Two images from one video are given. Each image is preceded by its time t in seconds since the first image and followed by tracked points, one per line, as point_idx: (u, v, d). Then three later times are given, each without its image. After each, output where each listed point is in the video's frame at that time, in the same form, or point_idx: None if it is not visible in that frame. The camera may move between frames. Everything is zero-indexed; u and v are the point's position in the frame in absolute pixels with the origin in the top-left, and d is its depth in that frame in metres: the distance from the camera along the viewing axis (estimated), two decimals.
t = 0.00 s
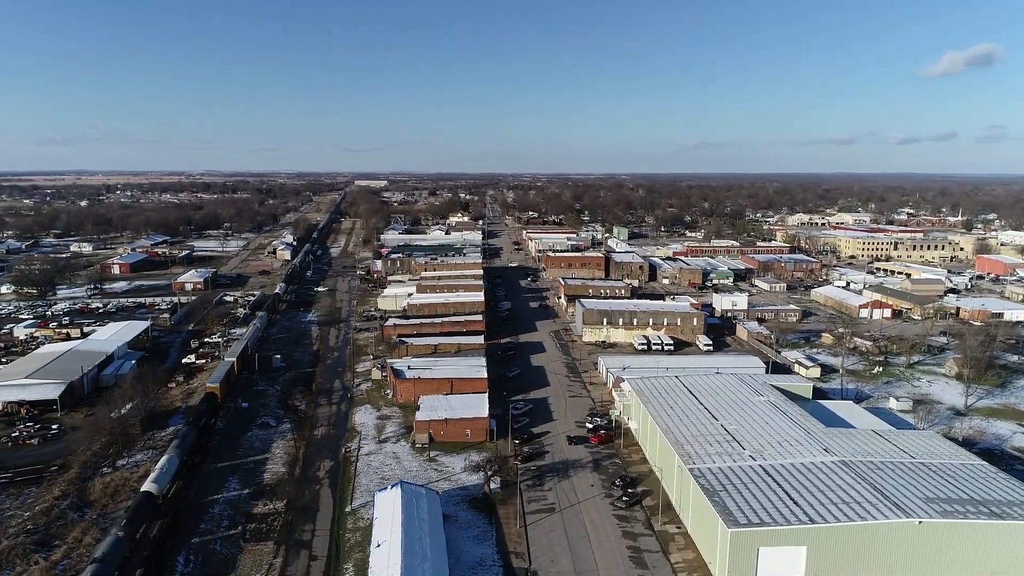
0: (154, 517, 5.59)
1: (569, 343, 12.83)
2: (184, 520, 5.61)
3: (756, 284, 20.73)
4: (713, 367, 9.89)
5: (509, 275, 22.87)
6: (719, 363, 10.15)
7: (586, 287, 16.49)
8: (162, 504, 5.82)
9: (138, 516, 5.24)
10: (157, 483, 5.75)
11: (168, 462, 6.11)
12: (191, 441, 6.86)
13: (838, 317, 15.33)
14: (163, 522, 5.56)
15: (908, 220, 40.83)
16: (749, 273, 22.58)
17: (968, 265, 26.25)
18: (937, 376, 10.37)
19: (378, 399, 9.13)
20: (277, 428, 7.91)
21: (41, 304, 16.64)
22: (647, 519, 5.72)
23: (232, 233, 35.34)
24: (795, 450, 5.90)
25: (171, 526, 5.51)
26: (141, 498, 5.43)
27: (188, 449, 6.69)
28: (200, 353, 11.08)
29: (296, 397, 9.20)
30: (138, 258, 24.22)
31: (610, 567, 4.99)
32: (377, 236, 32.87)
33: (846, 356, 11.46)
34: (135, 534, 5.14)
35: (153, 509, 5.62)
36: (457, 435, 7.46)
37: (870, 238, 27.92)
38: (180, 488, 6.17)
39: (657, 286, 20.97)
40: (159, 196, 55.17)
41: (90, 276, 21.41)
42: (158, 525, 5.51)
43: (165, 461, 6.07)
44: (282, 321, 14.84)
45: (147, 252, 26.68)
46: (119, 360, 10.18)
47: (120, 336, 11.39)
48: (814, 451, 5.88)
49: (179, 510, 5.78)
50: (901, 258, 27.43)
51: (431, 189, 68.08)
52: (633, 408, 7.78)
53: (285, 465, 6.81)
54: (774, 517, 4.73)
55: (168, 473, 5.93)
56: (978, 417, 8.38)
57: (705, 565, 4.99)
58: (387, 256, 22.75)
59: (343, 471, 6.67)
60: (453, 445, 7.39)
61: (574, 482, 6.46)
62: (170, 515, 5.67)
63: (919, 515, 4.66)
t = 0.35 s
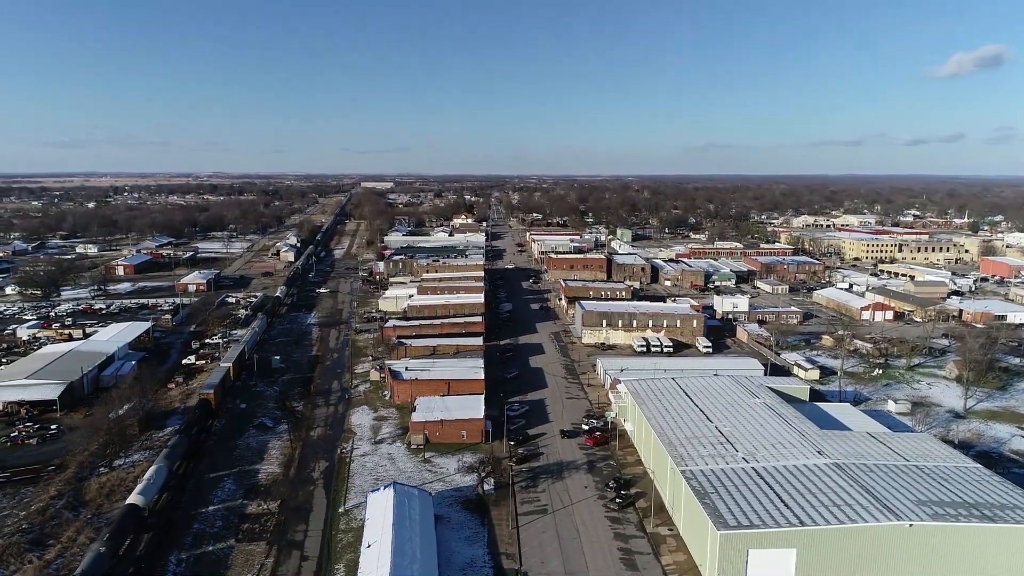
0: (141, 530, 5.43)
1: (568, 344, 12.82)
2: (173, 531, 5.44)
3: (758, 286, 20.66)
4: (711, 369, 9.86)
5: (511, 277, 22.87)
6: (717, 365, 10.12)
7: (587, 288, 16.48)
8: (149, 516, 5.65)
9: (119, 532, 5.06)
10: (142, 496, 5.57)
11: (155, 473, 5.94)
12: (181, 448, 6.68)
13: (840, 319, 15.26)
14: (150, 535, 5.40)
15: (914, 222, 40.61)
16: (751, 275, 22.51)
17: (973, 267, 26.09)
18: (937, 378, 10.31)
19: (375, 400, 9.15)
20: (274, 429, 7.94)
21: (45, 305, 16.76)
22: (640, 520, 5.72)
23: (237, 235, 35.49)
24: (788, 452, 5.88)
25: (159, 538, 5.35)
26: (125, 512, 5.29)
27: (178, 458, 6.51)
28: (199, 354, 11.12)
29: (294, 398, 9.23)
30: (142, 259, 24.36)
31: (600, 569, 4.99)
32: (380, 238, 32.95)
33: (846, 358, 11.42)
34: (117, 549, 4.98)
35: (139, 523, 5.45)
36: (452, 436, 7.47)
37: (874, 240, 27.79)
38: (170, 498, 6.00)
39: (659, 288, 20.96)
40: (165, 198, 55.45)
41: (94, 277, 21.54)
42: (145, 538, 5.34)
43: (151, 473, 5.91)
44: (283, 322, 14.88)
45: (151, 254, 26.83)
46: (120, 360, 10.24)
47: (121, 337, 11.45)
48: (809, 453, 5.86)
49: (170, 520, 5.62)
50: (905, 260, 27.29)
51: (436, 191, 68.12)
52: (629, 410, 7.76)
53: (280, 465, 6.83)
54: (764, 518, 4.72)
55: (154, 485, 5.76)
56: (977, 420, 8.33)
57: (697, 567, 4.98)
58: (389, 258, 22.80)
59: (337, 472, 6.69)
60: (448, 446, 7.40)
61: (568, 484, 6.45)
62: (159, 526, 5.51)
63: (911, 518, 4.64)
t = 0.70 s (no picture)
0: (125, 545, 5.20)
1: (568, 346, 12.83)
2: (161, 547, 5.24)
3: (761, 288, 20.60)
4: (709, 371, 9.83)
5: (513, 278, 22.90)
6: (715, 367, 10.10)
7: (588, 290, 16.48)
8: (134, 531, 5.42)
9: (101, 547, 4.84)
10: (129, 508, 5.34)
11: (143, 485, 5.72)
12: (170, 457, 6.45)
13: (842, 321, 15.20)
14: (136, 551, 5.17)
15: (920, 223, 40.40)
16: (754, 277, 22.45)
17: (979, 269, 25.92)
18: (937, 380, 10.27)
19: (373, 401, 9.18)
20: (272, 429, 7.97)
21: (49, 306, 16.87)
22: (632, 522, 5.72)
23: (242, 236, 35.62)
24: (782, 454, 5.86)
25: (144, 554, 5.13)
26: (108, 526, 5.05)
27: (166, 468, 6.29)
28: (199, 355, 11.17)
29: (292, 399, 9.26)
30: (147, 261, 24.47)
31: (590, 570, 5.00)
32: (384, 239, 33.02)
33: (846, 360, 11.37)
34: (100, 565, 4.75)
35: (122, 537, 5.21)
36: (448, 437, 7.49)
37: (878, 242, 27.67)
38: (158, 511, 5.78)
39: (661, 290, 20.92)
40: (172, 199, 55.61)
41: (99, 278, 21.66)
42: (130, 555, 5.11)
43: (139, 483, 5.68)
44: (284, 323, 14.93)
45: (156, 255, 26.94)
46: (120, 361, 10.30)
47: (122, 338, 11.51)
48: (802, 455, 5.84)
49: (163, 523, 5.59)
50: (910, 261, 27.15)
51: (441, 193, 68.21)
52: (625, 412, 7.76)
53: (276, 466, 6.86)
54: (754, 520, 4.72)
55: (140, 496, 5.53)
56: (976, 422, 8.29)
57: (687, 569, 4.98)
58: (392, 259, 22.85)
59: (332, 473, 6.71)
60: (444, 448, 7.42)
61: (562, 486, 6.46)
62: (145, 542, 5.28)
63: (901, 521, 4.62)
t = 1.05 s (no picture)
0: (110, 560, 5.01)
1: (569, 347, 12.83)
2: (156, 546, 5.28)
3: (765, 289, 20.52)
4: (709, 373, 9.81)
5: (517, 279, 22.91)
6: (715, 369, 10.07)
7: (590, 291, 16.47)
8: (120, 544, 5.24)
9: (86, 559, 4.67)
10: (113, 521, 5.14)
11: (129, 496, 5.52)
12: (160, 467, 6.25)
13: (845, 323, 15.12)
14: (122, 565, 4.98)
15: (928, 224, 40.12)
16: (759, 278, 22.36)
17: (986, 271, 25.74)
18: (939, 382, 10.21)
19: (372, 402, 9.22)
20: (270, 430, 8.01)
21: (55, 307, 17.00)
22: (626, 524, 5.71)
23: (248, 237, 35.79)
24: (776, 456, 5.85)
25: (131, 570, 4.94)
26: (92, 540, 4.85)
27: (156, 477, 6.08)
28: (201, 356, 11.25)
29: (292, 399, 9.30)
30: (153, 261, 24.63)
31: (582, 571, 5.01)
32: (389, 240, 33.12)
33: (848, 362, 11.31)
34: None
35: (106, 552, 5.00)
36: (445, 437, 7.50)
37: (885, 243, 27.51)
38: (155, 510, 5.82)
39: (664, 291, 20.88)
40: (180, 200, 55.94)
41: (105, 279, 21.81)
42: (116, 570, 4.93)
43: (127, 494, 5.50)
44: (287, 324, 15.00)
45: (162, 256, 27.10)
46: (123, 361, 10.39)
47: (125, 338, 11.59)
48: (796, 457, 5.83)
49: (158, 524, 5.61)
50: (916, 263, 26.97)
51: (448, 194, 68.15)
52: (621, 413, 7.76)
53: (273, 466, 6.89)
54: (745, 522, 4.71)
55: (126, 508, 5.35)
56: (976, 425, 8.24)
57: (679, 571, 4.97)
58: (396, 260, 22.91)
59: (329, 473, 6.74)
60: (440, 448, 7.43)
61: (557, 487, 6.46)
62: (132, 557, 5.10)
63: (894, 523, 4.60)
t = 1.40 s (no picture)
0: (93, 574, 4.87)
1: (570, 349, 12.83)
2: (149, 546, 5.32)
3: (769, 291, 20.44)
4: (708, 375, 9.78)
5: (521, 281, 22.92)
6: (715, 371, 10.04)
7: (592, 292, 16.46)
8: (104, 558, 5.09)
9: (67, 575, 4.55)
10: (96, 535, 5.01)
11: (114, 509, 5.37)
12: (148, 477, 6.09)
13: (849, 325, 15.04)
14: None
15: (937, 226, 39.81)
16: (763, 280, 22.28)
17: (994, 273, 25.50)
18: (941, 385, 10.14)
19: (371, 402, 9.25)
20: (269, 430, 8.05)
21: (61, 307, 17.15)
22: (619, 525, 5.71)
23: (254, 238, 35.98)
24: (771, 458, 5.84)
25: None
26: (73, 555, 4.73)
27: (144, 488, 5.93)
28: (203, 356, 11.33)
29: (292, 399, 9.35)
30: (159, 263, 24.80)
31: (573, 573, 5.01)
32: (394, 242, 33.21)
33: (850, 365, 11.25)
34: None
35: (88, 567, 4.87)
36: (442, 438, 7.52)
37: (891, 245, 27.32)
38: (149, 510, 5.85)
39: (668, 293, 20.82)
40: (189, 202, 56.29)
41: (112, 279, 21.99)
42: None
43: (110, 508, 5.36)
44: (290, 326, 15.07)
45: (169, 257, 27.29)
46: (125, 361, 10.47)
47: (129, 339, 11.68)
48: (791, 460, 5.80)
49: (152, 524, 5.64)
50: (923, 265, 26.78)
51: (455, 196, 68.27)
52: (619, 415, 7.75)
53: (270, 466, 6.93)
54: (736, 524, 4.70)
55: (110, 522, 5.22)
56: (977, 428, 8.18)
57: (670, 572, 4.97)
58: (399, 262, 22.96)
59: (325, 473, 6.77)
60: (437, 449, 7.44)
61: (552, 488, 6.46)
62: (120, 568, 4.99)
63: (886, 527, 4.58)
